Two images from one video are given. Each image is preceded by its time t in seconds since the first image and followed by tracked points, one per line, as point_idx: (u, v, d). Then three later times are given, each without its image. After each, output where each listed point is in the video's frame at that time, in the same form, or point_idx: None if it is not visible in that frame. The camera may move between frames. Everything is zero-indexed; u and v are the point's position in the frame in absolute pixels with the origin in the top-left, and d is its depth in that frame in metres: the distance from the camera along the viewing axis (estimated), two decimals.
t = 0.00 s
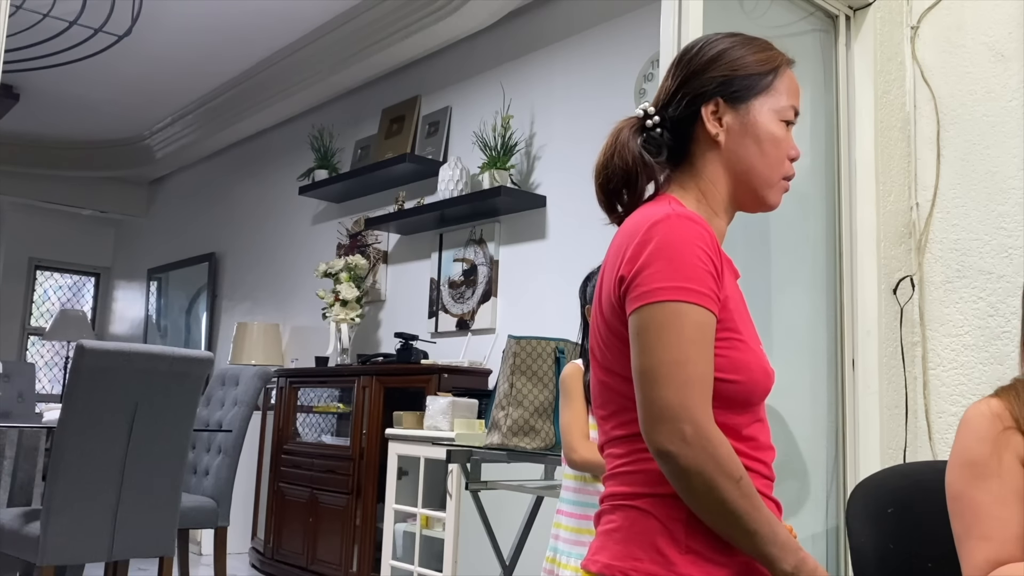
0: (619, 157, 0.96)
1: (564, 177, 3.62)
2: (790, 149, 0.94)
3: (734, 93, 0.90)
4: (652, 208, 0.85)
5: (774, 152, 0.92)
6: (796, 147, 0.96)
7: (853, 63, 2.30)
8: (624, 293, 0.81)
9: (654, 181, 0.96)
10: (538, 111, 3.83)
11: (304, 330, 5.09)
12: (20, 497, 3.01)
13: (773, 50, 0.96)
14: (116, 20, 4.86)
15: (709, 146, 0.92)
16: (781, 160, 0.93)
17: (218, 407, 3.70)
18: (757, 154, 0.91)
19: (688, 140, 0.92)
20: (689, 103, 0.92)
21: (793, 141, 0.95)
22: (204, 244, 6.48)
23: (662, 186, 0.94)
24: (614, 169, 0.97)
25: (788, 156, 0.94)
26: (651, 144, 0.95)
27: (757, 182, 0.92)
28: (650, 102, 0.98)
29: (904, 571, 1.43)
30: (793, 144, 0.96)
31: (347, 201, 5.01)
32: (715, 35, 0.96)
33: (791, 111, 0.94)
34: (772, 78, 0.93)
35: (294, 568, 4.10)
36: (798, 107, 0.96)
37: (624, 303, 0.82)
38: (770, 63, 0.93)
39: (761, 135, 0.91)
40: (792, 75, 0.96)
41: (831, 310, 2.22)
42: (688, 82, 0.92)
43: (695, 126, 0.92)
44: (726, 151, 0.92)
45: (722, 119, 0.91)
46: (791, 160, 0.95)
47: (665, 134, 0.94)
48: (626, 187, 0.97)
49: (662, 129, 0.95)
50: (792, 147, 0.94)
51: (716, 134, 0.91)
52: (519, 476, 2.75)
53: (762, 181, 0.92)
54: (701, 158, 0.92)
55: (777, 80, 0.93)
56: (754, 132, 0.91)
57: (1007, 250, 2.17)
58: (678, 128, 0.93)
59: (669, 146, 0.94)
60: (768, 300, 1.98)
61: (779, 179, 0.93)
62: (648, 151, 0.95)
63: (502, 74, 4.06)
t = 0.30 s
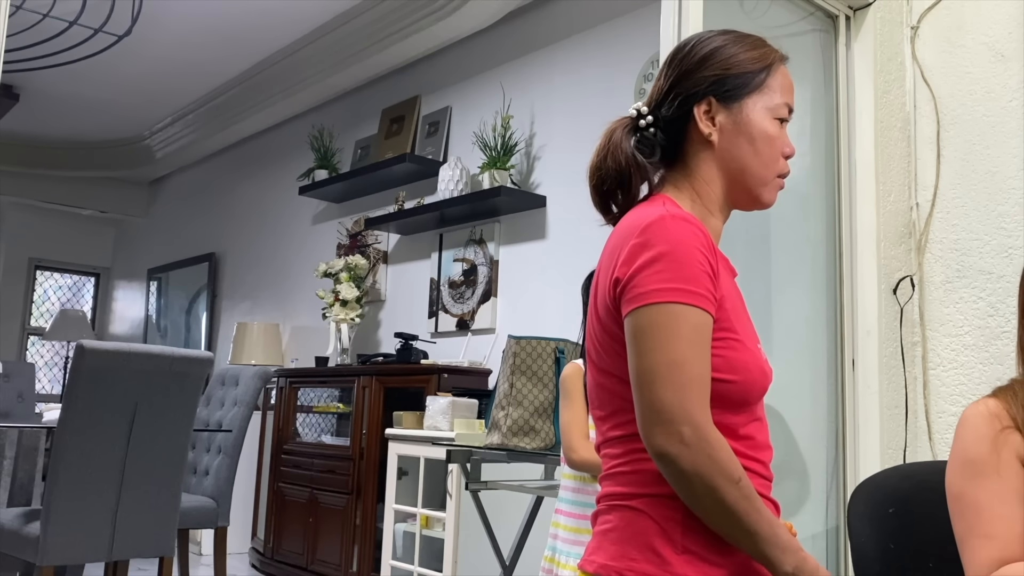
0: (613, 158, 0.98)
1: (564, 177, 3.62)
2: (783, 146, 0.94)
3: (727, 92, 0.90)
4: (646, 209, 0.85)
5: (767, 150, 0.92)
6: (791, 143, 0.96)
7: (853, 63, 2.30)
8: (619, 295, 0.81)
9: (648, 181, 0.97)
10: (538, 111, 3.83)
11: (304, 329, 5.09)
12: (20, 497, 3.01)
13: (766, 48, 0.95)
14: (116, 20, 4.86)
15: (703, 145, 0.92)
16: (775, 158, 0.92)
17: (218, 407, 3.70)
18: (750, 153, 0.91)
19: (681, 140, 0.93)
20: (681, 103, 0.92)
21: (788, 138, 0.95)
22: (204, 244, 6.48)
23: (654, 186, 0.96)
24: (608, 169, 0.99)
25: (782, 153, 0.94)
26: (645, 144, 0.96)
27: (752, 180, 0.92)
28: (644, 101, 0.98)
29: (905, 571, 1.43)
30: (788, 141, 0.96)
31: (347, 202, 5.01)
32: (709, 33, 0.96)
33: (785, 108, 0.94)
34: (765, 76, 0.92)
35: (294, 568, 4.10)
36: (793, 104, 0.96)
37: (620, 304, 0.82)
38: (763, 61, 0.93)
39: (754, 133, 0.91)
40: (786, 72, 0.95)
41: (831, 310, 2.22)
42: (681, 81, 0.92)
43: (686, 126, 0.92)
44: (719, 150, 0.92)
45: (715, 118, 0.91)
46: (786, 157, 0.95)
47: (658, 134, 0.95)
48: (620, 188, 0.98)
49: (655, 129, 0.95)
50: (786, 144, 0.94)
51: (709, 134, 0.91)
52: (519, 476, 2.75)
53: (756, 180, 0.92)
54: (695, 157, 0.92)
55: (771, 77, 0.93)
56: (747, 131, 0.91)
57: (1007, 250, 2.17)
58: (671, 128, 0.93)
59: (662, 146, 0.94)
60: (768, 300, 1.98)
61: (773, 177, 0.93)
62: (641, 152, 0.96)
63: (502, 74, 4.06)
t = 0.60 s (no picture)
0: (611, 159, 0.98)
1: (564, 177, 3.62)
2: (781, 148, 0.94)
3: (726, 93, 0.90)
4: (640, 197, 0.84)
5: (766, 152, 0.92)
6: (790, 146, 0.96)
7: (853, 63, 2.30)
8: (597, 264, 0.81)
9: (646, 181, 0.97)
10: (538, 111, 3.82)
11: (304, 330, 5.09)
12: (20, 497, 3.01)
13: (766, 50, 0.96)
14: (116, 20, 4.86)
15: (701, 146, 0.92)
16: (773, 159, 0.92)
17: (218, 407, 3.70)
18: (749, 154, 0.91)
19: (679, 141, 0.93)
20: (680, 103, 0.92)
21: (786, 140, 0.96)
22: (204, 245, 6.48)
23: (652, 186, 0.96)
24: (606, 169, 0.99)
25: (780, 155, 0.94)
26: (643, 144, 0.95)
27: (751, 181, 0.92)
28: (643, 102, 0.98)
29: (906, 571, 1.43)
30: (787, 143, 0.96)
31: (347, 202, 5.01)
32: (708, 35, 0.96)
33: (783, 110, 0.94)
34: (764, 76, 0.93)
35: (294, 568, 4.10)
36: (792, 107, 0.96)
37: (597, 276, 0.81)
38: (763, 62, 0.94)
39: (752, 134, 0.91)
40: (785, 75, 0.96)
41: (831, 310, 2.23)
42: (680, 82, 0.92)
43: (685, 125, 0.92)
44: (718, 151, 0.91)
45: (714, 119, 0.91)
46: (784, 159, 0.95)
47: (657, 135, 0.94)
48: (618, 186, 0.99)
49: (654, 130, 0.95)
50: (784, 146, 0.94)
51: (707, 134, 0.91)
52: (519, 476, 2.75)
53: (755, 181, 0.92)
54: (693, 158, 0.92)
55: (770, 79, 0.93)
56: (746, 132, 0.91)
57: (1007, 250, 2.17)
58: (670, 129, 0.93)
59: (660, 146, 0.94)
60: (768, 301, 1.98)
61: (771, 178, 0.93)
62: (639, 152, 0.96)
63: (502, 75, 4.06)
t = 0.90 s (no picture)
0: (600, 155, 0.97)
1: (564, 176, 3.62)
2: (775, 151, 0.94)
3: (720, 91, 0.92)
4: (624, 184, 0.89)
5: (758, 152, 0.92)
6: (785, 152, 0.96)
7: (853, 62, 2.30)
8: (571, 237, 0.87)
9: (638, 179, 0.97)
10: (538, 111, 3.83)
11: (304, 330, 5.09)
12: (20, 497, 3.01)
13: (764, 56, 0.97)
14: (116, 20, 4.86)
15: (693, 143, 0.93)
16: (766, 161, 0.93)
17: (218, 407, 3.70)
18: (741, 153, 0.92)
19: (672, 138, 0.94)
20: (674, 100, 0.93)
21: (781, 145, 0.96)
22: (204, 245, 6.48)
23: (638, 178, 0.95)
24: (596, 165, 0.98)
25: (773, 158, 0.94)
26: (637, 143, 0.96)
27: (743, 180, 0.92)
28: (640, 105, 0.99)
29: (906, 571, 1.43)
30: (781, 148, 0.96)
31: (347, 202, 5.01)
32: (707, 40, 0.98)
33: (779, 114, 0.95)
34: (760, 79, 0.94)
35: (294, 568, 4.10)
36: (789, 114, 0.97)
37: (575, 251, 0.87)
38: (759, 65, 0.95)
39: (745, 134, 0.92)
40: (782, 81, 0.97)
41: (831, 310, 2.23)
42: (676, 81, 0.94)
43: (679, 123, 0.93)
44: (710, 149, 0.92)
45: (707, 117, 0.92)
46: (778, 164, 0.95)
47: (651, 134, 0.95)
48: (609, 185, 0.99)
49: (649, 129, 0.96)
50: (779, 150, 0.95)
51: (700, 131, 0.92)
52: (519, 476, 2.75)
53: (747, 181, 0.92)
54: (684, 155, 0.93)
55: (765, 83, 0.95)
56: (738, 131, 0.92)
57: (1007, 250, 2.17)
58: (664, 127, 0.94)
59: (653, 144, 0.95)
60: (768, 301, 1.98)
61: (764, 181, 0.93)
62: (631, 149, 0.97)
63: (502, 75, 4.06)
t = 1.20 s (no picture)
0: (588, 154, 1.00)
1: (564, 176, 3.62)
2: (762, 151, 0.95)
3: (706, 92, 0.93)
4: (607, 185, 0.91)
5: (744, 153, 0.93)
6: (773, 152, 0.97)
7: (854, 62, 2.30)
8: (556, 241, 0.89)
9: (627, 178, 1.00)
10: (538, 111, 3.82)
11: (304, 330, 5.09)
12: (20, 497, 3.01)
13: (755, 56, 0.98)
14: (116, 20, 4.86)
15: (680, 144, 0.94)
16: (752, 161, 0.93)
17: (218, 407, 3.70)
18: (726, 153, 0.93)
19: (659, 138, 0.95)
20: (661, 100, 0.95)
21: (769, 145, 0.96)
22: (204, 245, 6.48)
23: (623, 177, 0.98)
24: (587, 165, 1.01)
25: (759, 158, 0.94)
26: (626, 143, 0.99)
27: (727, 181, 0.93)
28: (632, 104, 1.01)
29: (906, 571, 1.43)
30: (769, 149, 0.96)
31: (347, 202, 5.01)
32: (699, 39, 0.99)
33: (767, 114, 0.95)
34: (748, 80, 0.95)
35: (294, 568, 4.10)
36: (778, 114, 0.97)
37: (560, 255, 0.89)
38: (748, 65, 0.96)
39: (730, 134, 0.93)
40: (772, 81, 0.97)
41: (831, 310, 2.23)
42: (665, 80, 0.96)
43: (665, 123, 0.95)
44: (696, 149, 0.94)
45: (693, 118, 0.93)
46: (766, 164, 0.96)
47: (639, 134, 0.97)
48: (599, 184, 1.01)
49: (638, 129, 0.98)
50: (766, 150, 0.95)
51: (685, 132, 0.93)
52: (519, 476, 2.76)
53: (732, 182, 0.93)
54: (671, 155, 0.95)
55: (754, 83, 0.95)
56: (723, 131, 0.93)
57: (1007, 250, 2.17)
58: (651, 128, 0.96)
59: (641, 144, 0.97)
60: (768, 302, 1.98)
61: (749, 181, 0.94)
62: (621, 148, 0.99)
63: (502, 75, 4.06)
